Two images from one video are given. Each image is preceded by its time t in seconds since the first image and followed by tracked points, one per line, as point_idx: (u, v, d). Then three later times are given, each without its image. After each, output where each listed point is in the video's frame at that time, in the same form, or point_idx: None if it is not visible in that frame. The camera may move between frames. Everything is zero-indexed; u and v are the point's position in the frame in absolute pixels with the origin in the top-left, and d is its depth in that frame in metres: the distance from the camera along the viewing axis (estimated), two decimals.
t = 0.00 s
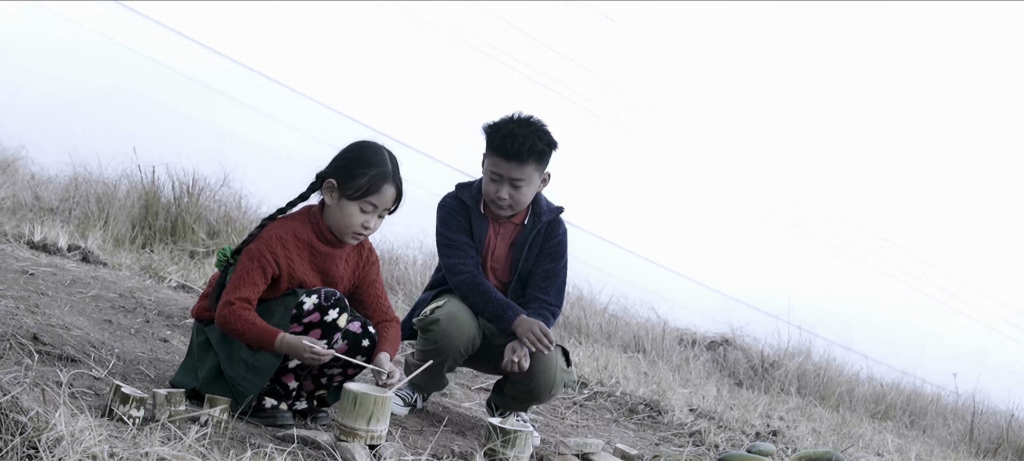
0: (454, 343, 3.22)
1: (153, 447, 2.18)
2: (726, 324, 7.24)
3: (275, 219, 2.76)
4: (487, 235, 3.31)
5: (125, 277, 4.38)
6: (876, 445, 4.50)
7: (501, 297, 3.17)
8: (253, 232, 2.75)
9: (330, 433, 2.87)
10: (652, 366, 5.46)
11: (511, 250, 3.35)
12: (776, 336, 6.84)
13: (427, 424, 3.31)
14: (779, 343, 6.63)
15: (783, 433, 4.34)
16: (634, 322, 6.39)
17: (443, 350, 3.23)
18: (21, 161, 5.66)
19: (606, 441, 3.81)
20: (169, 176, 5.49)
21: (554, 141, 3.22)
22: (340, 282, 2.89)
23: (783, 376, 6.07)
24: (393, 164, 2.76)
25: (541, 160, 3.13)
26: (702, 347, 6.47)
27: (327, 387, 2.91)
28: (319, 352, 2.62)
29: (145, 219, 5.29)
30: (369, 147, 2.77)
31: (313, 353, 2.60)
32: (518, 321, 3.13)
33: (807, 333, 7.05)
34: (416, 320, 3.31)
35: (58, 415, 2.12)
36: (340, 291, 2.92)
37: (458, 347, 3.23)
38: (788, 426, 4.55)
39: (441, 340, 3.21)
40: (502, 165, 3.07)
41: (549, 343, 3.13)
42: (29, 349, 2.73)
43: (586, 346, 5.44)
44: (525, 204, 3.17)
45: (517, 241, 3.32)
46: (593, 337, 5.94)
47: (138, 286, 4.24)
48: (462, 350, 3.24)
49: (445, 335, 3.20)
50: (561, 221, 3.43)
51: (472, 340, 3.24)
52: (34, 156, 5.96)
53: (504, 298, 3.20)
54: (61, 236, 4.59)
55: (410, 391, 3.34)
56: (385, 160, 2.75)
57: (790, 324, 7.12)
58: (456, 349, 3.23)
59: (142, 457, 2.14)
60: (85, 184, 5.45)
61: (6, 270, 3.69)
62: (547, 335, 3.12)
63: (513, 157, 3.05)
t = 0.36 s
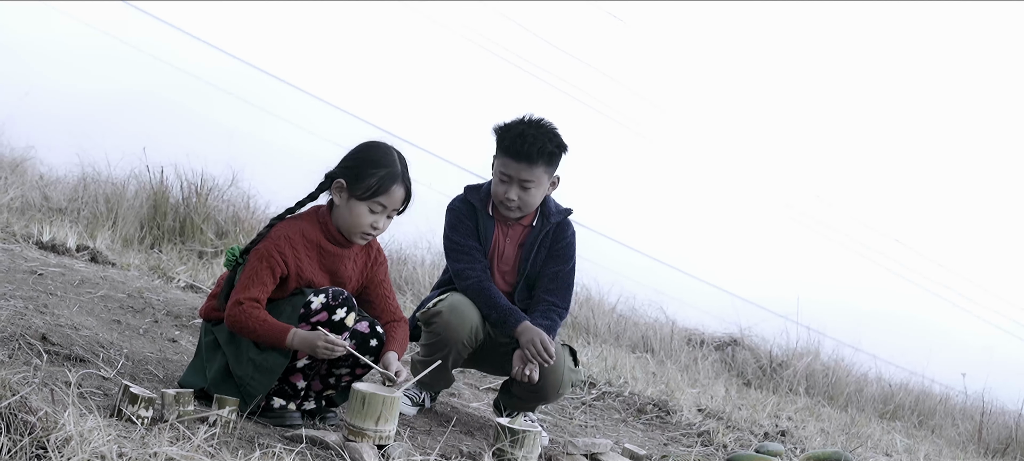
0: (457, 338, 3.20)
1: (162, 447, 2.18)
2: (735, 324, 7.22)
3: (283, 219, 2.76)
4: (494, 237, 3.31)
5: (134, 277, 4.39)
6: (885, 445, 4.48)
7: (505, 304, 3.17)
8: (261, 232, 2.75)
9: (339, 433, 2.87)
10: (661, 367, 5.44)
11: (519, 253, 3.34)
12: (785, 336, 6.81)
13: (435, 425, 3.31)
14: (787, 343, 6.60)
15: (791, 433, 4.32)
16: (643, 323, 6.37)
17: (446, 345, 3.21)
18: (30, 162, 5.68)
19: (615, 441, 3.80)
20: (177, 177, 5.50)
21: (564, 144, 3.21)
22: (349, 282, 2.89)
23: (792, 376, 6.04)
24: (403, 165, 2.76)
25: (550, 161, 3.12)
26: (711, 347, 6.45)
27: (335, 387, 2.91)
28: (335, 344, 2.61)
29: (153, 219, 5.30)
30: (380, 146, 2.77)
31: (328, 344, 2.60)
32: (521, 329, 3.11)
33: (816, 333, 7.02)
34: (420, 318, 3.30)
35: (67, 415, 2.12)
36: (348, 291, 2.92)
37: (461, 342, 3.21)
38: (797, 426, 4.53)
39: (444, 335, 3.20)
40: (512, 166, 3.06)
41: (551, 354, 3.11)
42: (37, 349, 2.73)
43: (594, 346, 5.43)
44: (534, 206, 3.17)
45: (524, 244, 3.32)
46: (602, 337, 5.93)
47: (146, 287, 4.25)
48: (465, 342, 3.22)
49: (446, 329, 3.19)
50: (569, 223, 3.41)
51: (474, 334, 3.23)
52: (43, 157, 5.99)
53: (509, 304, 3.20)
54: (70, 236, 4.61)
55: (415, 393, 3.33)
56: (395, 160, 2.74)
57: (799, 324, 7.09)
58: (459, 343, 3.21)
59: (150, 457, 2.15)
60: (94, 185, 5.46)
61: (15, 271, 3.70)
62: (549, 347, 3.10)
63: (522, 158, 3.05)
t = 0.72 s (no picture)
0: (473, 340, 3.20)
1: (175, 447, 2.18)
2: (747, 324, 7.19)
3: (296, 219, 2.76)
4: (504, 242, 3.30)
5: (147, 277, 4.41)
6: (898, 446, 4.45)
7: (517, 299, 3.16)
8: (274, 231, 2.76)
9: (352, 433, 2.87)
10: (673, 367, 5.42)
11: (528, 258, 3.33)
12: (798, 336, 6.77)
13: (448, 425, 3.30)
14: (800, 343, 6.56)
15: (804, 433, 4.29)
16: (655, 322, 6.35)
17: (461, 346, 3.20)
18: (44, 162, 5.71)
19: (627, 441, 3.79)
20: (189, 177, 5.52)
21: (575, 151, 3.20)
22: (361, 282, 2.89)
23: (804, 376, 6.01)
24: (416, 165, 2.75)
25: (561, 168, 3.11)
26: (723, 347, 6.42)
27: (348, 387, 2.91)
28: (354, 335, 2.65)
29: (166, 220, 5.32)
30: (394, 147, 2.77)
31: (347, 335, 2.64)
32: (536, 323, 3.10)
33: (829, 333, 6.98)
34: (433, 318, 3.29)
35: (80, 415, 2.12)
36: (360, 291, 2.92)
37: (477, 343, 3.21)
38: (809, 426, 4.50)
39: (459, 337, 3.19)
40: (522, 172, 3.05)
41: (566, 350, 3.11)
42: (50, 349, 2.74)
43: (607, 346, 5.41)
44: (543, 212, 3.16)
45: (533, 249, 3.32)
46: (614, 337, 5.91)
47: (159, 286, 4.27)
48: (480, 344, 3.22)
49: (462, 331, 3.18)
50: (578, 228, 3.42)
51: (489, 335, 3.22)
52: (56, 158, 6.02)
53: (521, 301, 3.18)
54: (83, 236, 4.63)
55: (428, 392, 3.33)
56: (409, 161, 2.74)
57: (812, 324, 7.05)
58: (474, 344, 3.21)
59: (163, 456, 2.15)
60: (107, 185, 5.49)
61: (28, 271, 3.71)
62: (567, 342, 3.10)
63: (533, 165, 3.04)
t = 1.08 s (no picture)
0: (485, 339, 3.19)
1: (186, 447, 2.18)
2: (759, 324, 7.16)
3: (308, 219, 2.77)
4: (512, 244, 3.29)
5: (158, 277, 4.43)
6: (910, 446, 4.41)
7: (521, 291, 3.13)
8: (286, 231, 2.76)
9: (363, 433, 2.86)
10: (685, 367, 5.40)
11: (536, 260, 3.32)
12: (809, 336, 6.74)
13: (460, 425, 3.30)
14: (811, 343, 6.53)
15: (816, 433, 4.27)
16: (666, 323, 6.33)
17: (474, 345, 3.19)
18: (56, 163, 5.74)
19: (639, 441, 3.77)
20: (201, 178, 5.54)
21: (584, 152, 3.19)
22: (373, 282, 2.89)
23: (816, 376, 5.97)
24: (429, 166, 2.75)
25: (569, 170, 3.10)
26: (735, 347, 6.39)
27: (359, 387, 2.91)
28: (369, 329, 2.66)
29: (178, 220, 5.34)
30: (407, 147, 2.76)
31: (361, 330, 2.64)
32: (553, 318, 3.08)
33: (840, 333, 6.94)
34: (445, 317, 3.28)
35: (92, 416, 2.12)
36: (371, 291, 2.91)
37: (489, 342, 3.20)
38: (821, 426, 4.48)
39: (471, 336, 3.18)
40: (530, 175, 3.04)
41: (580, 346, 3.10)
42: (62, 349, 2.75)
43: (618, 346, 5.40)
44: (552, 214, 3.15)
45: (542, 251, 3.31)
46: (625, 337, 5.89)
47: (171, 287, 4.29)
48: (492, 343, 3.21)
49: (474, 330, 3.17)
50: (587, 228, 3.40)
51: (501, 334, 3.21)
52: (68, 158, 6.05)
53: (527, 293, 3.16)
54: (94, 236, 4.65)
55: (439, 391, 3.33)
56: (422, 162, 2.74)
57: (824, 323, 7.01)
58: (486, 343, 3.19)
59: (175, 457, 2.15)
60: (118, 186, 5.51)
61: (41, 271, 3.73)
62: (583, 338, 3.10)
63: (541, 168, 3.03)
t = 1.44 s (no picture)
0: (496, 340, 3.18)
1: (196, 447, 2.19)
2: (768, 324, 7.13)
3: (318, 218, 2.77)
4: (519, 244, 3.29)
5: (168, 278, 4.44)
6: (920, 446, 4.38)
7: (532, 294, 3.12)
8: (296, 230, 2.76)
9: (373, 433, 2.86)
10: (695, 367, 5.39)
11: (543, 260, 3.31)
12: (819, 336, 6.71)
13: (469, 425, 3.29)
14: (821, 343, 6.50)
15: (826, 433, 4.25)
16: (676, 323, 6.31)
17: (485, 346, 3.18)
18: (66, 164, 5.76)
19: (648, 442, 3.76)
20: (210, 178, 5.55)
21: (589, 152, 3.18)
22: (382, 282, 2.88)
23: (825, 376, 5.95)
24: (440, 167, 2.74)
25: (575, 170, 3.09)
26: (744, 347, 6.37)
27: (369, 387, 2.90)
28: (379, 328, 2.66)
29: (187, 221, 5.35)
30: (419, 148, 2.76)
31: (372, 328, 2.63)
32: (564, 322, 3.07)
33: (851, 334, 6.91)
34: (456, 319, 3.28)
35: (102, 416, 2.13)
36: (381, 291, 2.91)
37: (501, 343, 3.19)
38: (831, 426, 4.46)
39: (482, 337, 3.17)
40: (537, 174, 3.04)
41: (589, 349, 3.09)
42: (72, 349, 2.76)
43: (627, 346, 5.38)
44: (558, 214, 3.14)
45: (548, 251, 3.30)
46: (634, 337, 5.88)
47: (181, 287, 4.30)
48: (504, 344, 3.20)
49: (486, 331, 3.16)
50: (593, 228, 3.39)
51: (512, 335, 3.20)
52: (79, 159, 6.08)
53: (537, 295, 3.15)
54: (104, 237, 4.66)
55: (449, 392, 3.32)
56: (433, 163, 2.73)
57: (834, 324, 6.98)
58: (497, 345, 3.19)
59: (185, 456, 2.15)
60: (128, 186, 5.53)
61: (51, 272, 3.74)
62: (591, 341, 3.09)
63: (548, 167, 3.02)
